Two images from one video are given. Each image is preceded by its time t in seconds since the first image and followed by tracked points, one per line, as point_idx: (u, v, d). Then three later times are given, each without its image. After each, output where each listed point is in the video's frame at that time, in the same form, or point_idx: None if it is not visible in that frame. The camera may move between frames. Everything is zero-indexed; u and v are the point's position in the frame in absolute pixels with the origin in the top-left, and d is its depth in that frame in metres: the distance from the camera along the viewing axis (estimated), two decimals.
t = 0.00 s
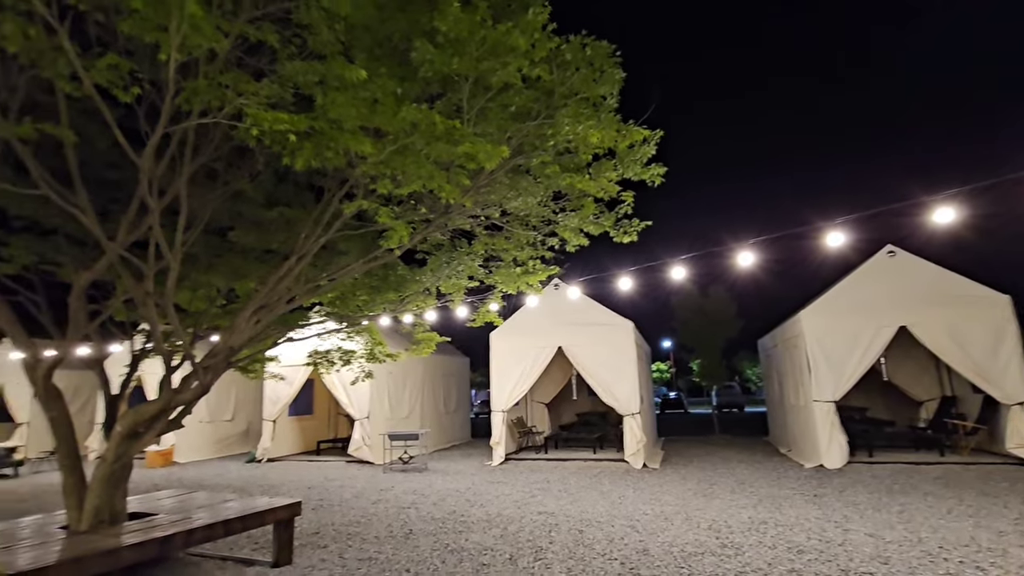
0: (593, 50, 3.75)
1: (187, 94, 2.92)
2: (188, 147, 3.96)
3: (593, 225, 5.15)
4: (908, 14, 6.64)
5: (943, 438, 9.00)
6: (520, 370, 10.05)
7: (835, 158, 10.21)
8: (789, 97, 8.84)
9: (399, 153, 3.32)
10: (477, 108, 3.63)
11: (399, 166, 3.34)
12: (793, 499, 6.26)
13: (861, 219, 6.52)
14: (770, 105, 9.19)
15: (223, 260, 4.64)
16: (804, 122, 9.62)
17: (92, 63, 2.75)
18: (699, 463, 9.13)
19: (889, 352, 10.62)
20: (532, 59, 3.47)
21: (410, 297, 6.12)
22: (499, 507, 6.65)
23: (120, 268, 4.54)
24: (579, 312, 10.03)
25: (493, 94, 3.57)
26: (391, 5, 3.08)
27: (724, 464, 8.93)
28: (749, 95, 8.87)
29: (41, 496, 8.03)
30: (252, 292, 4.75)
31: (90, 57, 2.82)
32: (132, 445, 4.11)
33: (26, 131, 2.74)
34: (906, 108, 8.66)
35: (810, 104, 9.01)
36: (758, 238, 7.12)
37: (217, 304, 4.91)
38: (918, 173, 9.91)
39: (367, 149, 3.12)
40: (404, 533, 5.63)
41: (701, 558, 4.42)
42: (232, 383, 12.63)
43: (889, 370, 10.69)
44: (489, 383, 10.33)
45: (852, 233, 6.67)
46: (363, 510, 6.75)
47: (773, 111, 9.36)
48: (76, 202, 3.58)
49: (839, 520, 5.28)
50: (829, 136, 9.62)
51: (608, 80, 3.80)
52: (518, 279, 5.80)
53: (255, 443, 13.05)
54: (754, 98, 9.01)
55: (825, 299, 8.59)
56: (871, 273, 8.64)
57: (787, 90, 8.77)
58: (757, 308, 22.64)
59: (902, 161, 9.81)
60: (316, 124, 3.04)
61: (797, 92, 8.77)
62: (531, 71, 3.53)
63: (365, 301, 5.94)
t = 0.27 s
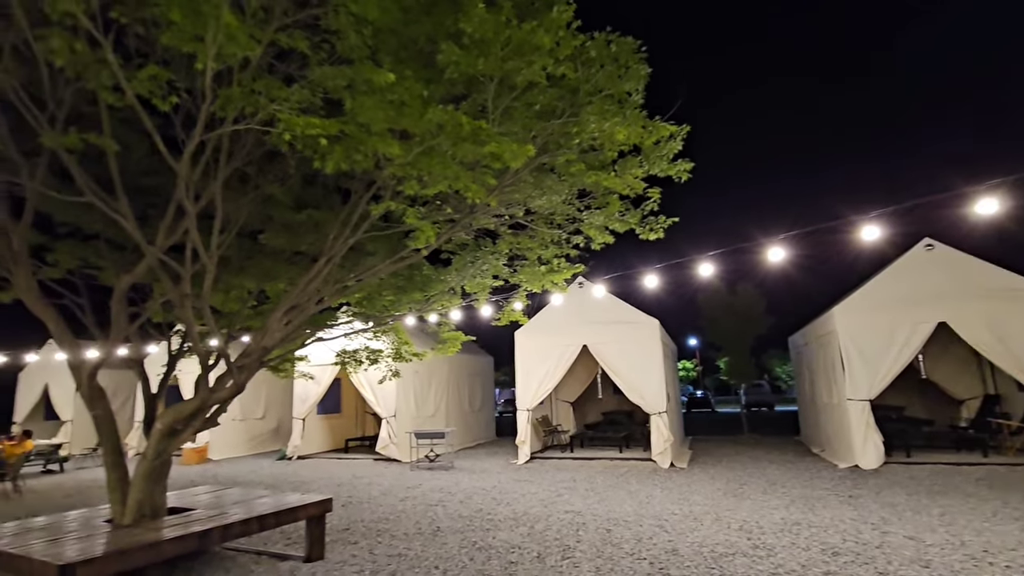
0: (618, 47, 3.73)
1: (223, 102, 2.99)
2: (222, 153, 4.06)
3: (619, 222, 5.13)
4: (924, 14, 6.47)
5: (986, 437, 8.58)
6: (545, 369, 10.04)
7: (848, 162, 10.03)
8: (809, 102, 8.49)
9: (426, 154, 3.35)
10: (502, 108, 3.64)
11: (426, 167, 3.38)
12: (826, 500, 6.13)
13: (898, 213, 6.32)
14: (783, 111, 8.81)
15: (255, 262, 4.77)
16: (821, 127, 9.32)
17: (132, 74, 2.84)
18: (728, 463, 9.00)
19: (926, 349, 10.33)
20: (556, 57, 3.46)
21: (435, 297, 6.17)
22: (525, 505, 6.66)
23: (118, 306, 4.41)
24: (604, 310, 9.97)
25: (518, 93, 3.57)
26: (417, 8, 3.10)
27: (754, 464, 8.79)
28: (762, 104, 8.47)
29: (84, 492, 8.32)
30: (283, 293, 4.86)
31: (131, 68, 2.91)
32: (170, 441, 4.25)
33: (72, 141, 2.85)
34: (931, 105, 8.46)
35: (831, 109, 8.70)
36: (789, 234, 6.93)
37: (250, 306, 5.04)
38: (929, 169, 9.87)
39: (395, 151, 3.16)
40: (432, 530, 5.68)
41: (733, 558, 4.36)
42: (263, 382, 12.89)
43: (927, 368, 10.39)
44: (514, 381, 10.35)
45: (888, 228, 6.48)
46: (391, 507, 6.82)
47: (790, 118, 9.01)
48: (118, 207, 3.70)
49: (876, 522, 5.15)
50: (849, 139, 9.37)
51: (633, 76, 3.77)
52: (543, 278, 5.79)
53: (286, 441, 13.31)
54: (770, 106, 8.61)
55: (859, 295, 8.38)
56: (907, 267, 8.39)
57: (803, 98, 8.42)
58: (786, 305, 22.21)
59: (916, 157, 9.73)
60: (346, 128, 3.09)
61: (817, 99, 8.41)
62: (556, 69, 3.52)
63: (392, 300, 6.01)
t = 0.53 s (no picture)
0: (644, 43, 3.70)
1: (258, 109, 3.05)
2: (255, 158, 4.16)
3: (645, 219, 5.09)
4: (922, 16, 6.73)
5: None
6: (569, 368, 10.02)
7: (859, 164, 10.06)
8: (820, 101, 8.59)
9: (453, 155, 3.38)
10: (528, 107, 3.64)
11: (453, 168, 3.40)
12: (862, 501, 5.99)
13: (935, 205, 6.14)
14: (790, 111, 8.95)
15: (285, 265, 4.87)
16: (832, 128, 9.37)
17: (172, 82, 2.92)
18: (758, 463, 8.85)
19: (966, 347, 10.03)
20: (582, 55, 3.46)
21: (459, 296, 6.21)
22: (552, 504, 6.65)
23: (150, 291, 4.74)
24: (629, 308, 9.89)
25: (543, 92, 3.58)
26: (444, 10, 3.13)
27: (785, 464, 8.64)
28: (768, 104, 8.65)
29: (123, 487, 8.59)
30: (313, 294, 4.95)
31: (170, 77, 2.99)
32: (207, 439, 4.38)
33: (115, 148, 2.94)
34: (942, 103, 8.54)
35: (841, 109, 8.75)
36: (821, 229, 6.77)
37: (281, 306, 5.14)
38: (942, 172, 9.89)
39: (423, 153, 3.20)
40: (460, 527, 5.72)
41: (765, 560, 4.29)
42: (293, 381, 13.12)
43: (968, 366, 10.09)
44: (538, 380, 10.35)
45: (925, 221, 6.29)
46: (419, 505, 6.89)
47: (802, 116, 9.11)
48: (157, 211, 3.81)
49: (914, 525, 5.02)
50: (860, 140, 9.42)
51: (660, 71, 3.74)
52: (568, 277, 5.77)
53: (315, 439, 13.54)
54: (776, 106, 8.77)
55: (893, 290, 8.17)
56: (945, 261, 8.14)
57: (811, 99, 8.53)
58: (816, 301, 21.76)
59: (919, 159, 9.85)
60: (375, 130, 3.13)
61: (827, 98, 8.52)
62: (582, 67, 3.52)
63: (417, 300, 6.06)
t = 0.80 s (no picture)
0: (668, 38, 3.67)
1: (290, 114, 3.11)
2: (284, 161, 4.24)
3: (669, 216, 5.05)
4: (922, 18, 6.60)
5: None
6: (591, 366, 10.00)
7: (880, 163, 9.99)
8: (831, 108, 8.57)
9: (478, 155, 3.40)
10: (552, 106, 3.65)
11: (478, 168, 3.43)
12: (895, 502, 5.88)
13: (970, 198, 5.96)
14: (799, 117, 9.04)
15: (312, 266, 4.96)
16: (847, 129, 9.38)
17: (206, 89, 3.00)
18: (785, 463, 8.72)
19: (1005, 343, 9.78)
20: (605, 53, 3.44)
21: (481, 295, 6.23)
22: (575, 503, 6.65)
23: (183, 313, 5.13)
24: (652, 306, 9.81)
25: (567, 90, 3.58)
26: (467, 12, 3.15)
27: (813, 464, 8.50)
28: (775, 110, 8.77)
29: (157, 483, 8.82)
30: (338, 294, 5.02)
31: (204, 84, 3.07)
32: (239, 436, 4.48)
33: (152, 154, 3.03)
34: (962, 102, 8.35)
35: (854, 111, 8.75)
36: (850, 224, 6.63)
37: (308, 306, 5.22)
38: (969, 167, 9.69)
39: (449, 154, 3.23)
40: (484, 525, 5.75)
41: (794, 561, 4.24)
42: (318, 380, 13.30)
43: (1007, 362, 9.83)
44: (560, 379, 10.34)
45: (960, 214, 6.11)
46: (443, 502, 6.94)
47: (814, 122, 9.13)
48: (190, 215, 3.91)
49: (950, 527, 4.91)
50: (876, 142, 9.36)
51: (684, 67, 3.70)
52: (591, 275, 5.75)
53: (339, 437, 13.72)
54: (783, 110, 8.86)
55: (926, 286, 7.96)
56: (981, 255, 7.90)
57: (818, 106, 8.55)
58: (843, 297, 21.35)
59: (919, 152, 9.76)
60: (402, 132, 3.17)
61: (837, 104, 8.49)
62: (606, 64, 3.50)
63: (440, 299, 6.10)
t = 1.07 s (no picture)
0: (692, 34, 3.64)
1: (319, 119, 3.18)
2: (310, 165, 4.31)
3: (692, 214, 5.01)
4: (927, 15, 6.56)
5: None
6: (611, 365, 9.96)
7: (900, 156, 9.83)
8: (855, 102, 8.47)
9: (501, 156, 3.42)
10: (574, 105, 3.65)
11: (501, 169, 3.45)
12: (926, 503, 5.76)
13: (1006, 191, 5.78)
14: (822, 119, 8.97)
15: (334, 266, 5.05)
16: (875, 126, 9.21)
17: (237, 96, 3.07)
18: (811, 462, 8.59)
19: None
20: (628, 50, 3.43)
21: (502, 294, 6.24)
22: (597, 501, 6.64)
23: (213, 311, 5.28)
24: (674, 304, 9.72)
25: (589, 89, 3.58)
26: (488, 13, 3.17)
27: (840, 464, 8.36)
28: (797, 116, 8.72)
29: (187, 480, 9.03)
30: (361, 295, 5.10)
31: (234, 91, 3.15)
32: (267, 434, 4.57)
33: (184, 160, 3.12)
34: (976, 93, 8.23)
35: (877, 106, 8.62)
36: (879, 219, 6.48)
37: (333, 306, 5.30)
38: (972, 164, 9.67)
39: (472, 155, 3.26)
40: (507, 523, 5.77)
41: (823, 562, 4.18)
42: (341, 378, 13.47)
43: None
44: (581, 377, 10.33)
45: (995, 208, 5.94)
46: (465, 500, 6.99)
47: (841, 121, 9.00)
48: (219, 218, 4.00)
49: (985, 528, 4.80)
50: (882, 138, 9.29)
51: (708, 62, 3.67)
52: (612, 273, 5.73)
53: (361, 435, 13.87)
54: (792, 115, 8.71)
55: (958, 281, 7.76)
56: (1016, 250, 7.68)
57: (841, 102, 8.47)
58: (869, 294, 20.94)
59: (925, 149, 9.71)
60: (427, 134, 3.20)
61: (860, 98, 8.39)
62: (629, 62, 3.48)
63: (460, 299, 6.13)
